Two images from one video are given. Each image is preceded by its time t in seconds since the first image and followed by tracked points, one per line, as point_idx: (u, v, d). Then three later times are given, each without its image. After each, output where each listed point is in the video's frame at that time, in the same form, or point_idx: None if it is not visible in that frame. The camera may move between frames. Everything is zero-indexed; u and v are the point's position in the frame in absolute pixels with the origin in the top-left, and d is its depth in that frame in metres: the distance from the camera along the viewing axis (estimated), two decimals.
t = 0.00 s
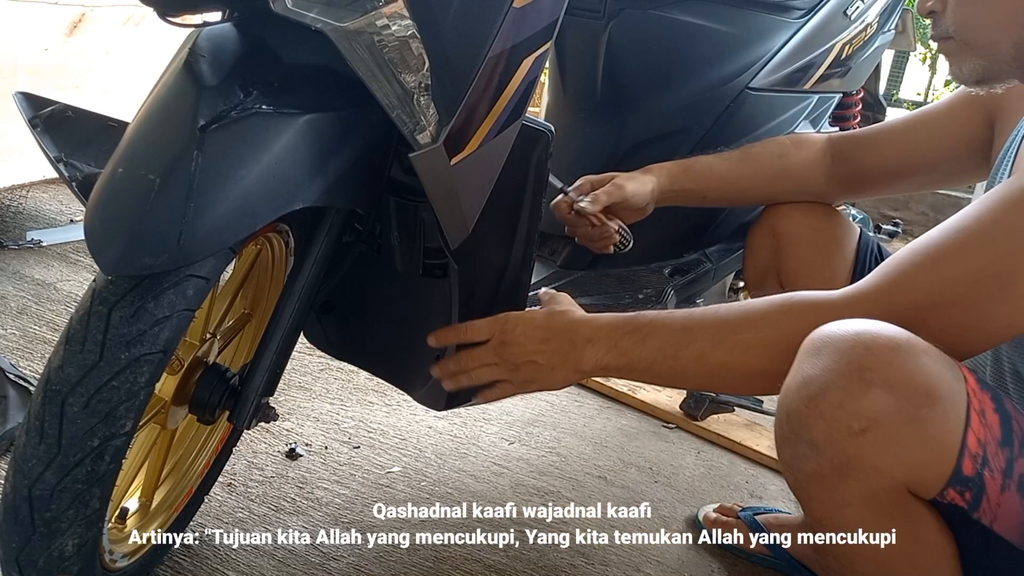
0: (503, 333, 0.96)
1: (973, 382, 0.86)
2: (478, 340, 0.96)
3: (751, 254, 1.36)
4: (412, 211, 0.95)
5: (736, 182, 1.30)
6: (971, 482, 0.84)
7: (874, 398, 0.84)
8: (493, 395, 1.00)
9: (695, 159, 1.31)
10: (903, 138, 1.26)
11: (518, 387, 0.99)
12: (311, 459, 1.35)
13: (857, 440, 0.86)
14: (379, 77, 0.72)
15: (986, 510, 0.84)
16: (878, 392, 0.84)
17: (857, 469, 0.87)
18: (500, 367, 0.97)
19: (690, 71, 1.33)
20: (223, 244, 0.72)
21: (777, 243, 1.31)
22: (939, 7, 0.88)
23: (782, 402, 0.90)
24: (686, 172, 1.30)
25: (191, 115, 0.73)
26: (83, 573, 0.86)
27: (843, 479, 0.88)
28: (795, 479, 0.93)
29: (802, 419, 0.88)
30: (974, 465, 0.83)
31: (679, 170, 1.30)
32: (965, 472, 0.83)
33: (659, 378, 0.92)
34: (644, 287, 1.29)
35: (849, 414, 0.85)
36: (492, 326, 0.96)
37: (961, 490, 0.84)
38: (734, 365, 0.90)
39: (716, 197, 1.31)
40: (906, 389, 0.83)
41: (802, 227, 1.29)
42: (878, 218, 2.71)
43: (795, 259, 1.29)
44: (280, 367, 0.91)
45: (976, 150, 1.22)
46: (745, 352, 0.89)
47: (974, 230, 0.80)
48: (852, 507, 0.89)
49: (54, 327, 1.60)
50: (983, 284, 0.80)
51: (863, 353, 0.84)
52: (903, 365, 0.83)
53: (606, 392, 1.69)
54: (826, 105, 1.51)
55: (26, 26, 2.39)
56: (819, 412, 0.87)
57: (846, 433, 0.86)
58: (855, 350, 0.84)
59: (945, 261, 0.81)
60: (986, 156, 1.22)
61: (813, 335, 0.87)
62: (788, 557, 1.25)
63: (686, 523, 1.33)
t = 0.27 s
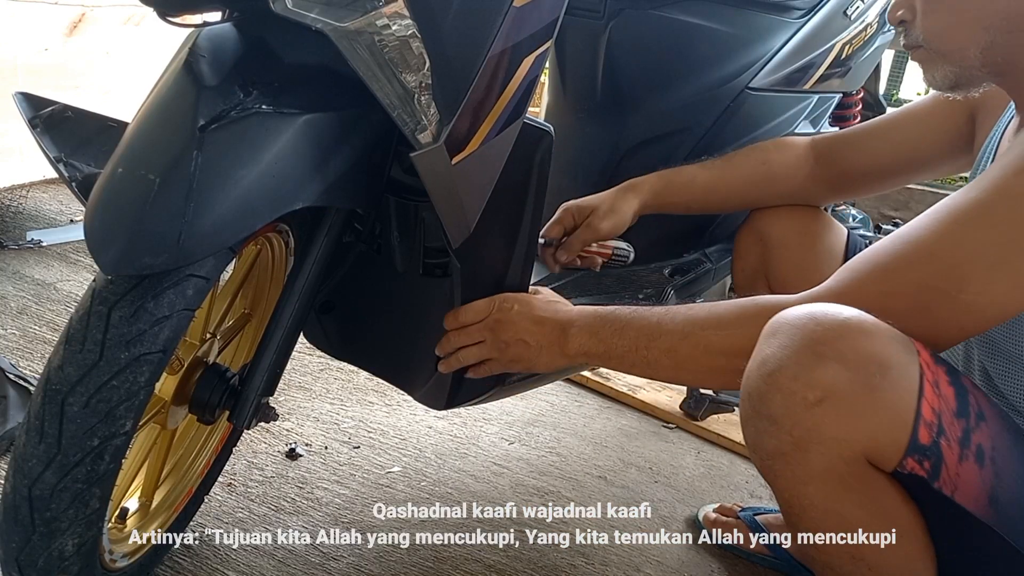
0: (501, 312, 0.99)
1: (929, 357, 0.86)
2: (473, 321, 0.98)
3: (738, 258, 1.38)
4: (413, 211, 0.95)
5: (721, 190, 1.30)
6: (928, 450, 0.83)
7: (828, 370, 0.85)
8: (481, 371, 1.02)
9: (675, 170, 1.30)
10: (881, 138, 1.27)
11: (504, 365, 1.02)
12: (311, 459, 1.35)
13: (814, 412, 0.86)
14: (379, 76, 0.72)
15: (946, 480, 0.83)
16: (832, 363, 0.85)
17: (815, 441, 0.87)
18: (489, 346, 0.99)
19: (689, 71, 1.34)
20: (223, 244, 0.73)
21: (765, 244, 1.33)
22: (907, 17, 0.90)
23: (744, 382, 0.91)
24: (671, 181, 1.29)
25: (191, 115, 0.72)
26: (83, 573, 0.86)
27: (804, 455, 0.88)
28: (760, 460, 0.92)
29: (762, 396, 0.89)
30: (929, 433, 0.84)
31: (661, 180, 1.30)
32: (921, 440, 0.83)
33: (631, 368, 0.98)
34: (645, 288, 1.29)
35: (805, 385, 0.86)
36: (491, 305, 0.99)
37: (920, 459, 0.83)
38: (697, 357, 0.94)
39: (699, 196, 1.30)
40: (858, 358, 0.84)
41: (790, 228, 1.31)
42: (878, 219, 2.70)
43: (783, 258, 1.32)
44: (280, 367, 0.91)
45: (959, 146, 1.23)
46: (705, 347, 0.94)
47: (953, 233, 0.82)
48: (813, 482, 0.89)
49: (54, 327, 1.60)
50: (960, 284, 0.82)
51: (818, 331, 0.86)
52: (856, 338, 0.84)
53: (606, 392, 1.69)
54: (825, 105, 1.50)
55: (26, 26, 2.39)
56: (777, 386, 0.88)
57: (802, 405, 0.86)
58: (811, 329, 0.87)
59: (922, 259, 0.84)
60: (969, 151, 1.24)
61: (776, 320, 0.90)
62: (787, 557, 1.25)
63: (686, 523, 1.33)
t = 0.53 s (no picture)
0: (502, 310, 0.99)
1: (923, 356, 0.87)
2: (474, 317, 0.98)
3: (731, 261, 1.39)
4: (413, 211, 0.95)
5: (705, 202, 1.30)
6: (929, 451, 0.83)
7: (828, 373, 0.85)
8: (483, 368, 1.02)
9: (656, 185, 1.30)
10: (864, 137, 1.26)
11: (504, 363, 1.02)
12: (311, 459, 1.35)
13: (815, 416, 0.86)
14: (380, 76, 0.72)
15: (947, 480, 0.84)
16: (831, 366, 0.85)
17: (817, 444, 0.86)
18: (488, 344, 0.98)
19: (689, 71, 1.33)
20: (223, 243, 0.73)
21: (754, 247, 1.34)
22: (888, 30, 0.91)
23: (742, 388, 0.91)
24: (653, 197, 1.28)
25: (191, 114, 0.72)
26: (83, 573, 0.86)
27: (806, 458, 0.87)
28: (761, 466, 0.92)
29: (761, 401, 0.89)
30: (930, 433, 0.84)
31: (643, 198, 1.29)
32: (922, 441, 0.83)
33: (630, 367, 0.98)
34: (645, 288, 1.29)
35: (804, 389, 0.86)
36: (493, 303, 0.99)
37: (921, 459, 0.83)
38: (696, 358, 0.94)
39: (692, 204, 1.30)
40: (857, 360, 0.84)
41: (778, 233, 1.32)
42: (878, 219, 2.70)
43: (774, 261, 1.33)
44: (280, 367, 0.91)
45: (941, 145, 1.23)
46: (703, 348, 0.94)
47: (942, 236, 0.82)
48: (816, 486, 0.88)
49: (54, 327, 1.60)
50: (951, 285, 0.82)
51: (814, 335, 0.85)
52: (855, 340, 0.84)
53: (606, 392, 1.69)
54: (826, 105, 1.50)
55: (26, 26, 2.39)
56: (776, 390, 0.87)
57: (804, 409, 0.86)
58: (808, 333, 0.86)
59: (911, 262, 0.84)
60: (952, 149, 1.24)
61: (771, 325, 0.89)
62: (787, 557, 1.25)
63: (686, 523, 1.33)
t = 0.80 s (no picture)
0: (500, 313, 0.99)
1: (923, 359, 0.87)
2: (472, 318, 0.98)
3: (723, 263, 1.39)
4: (413, 211, 0.95)
5: (694, 212, 1.29)
6: (933, 457, 0.84)
7: (831, 381, 0.85)
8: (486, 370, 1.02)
9: (638, 199, 1.29)
10: (859, 139, 1.29)
11: (499, 368, 1.02)
12: (311, 459, 1.35)
13: (820, 425, 0.86)
14: (380, 76, 0.72)
15: (951, 485, 0.84)
16: (835, 374, 0.85)
17: (822, 453, 0.86)
18: (486, 347, 0.98)
19: (689, 71, 1.33)
20: (223, 243, 0.72)
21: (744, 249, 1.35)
22: (875, 33, 0.93)
23: (743, 398, 0.90)
24: (637, 213, 1.28)
25: (191, 114, 0.73)
26: (83, 572, 0.86)
27: (811, 466, 0.87)
28: (766, 476, 0.91)
29: (765, 411, 0.89)
30: (934, 439, 0.84)
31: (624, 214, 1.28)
32: (926, 447, 0.84)
33: (630, 374, 0.97)
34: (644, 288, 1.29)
35: (808, 397, 0.86)
36: (491, 306, 0.99)
37: (926, 465, 0.84)
38: (696, 364, 0.94)
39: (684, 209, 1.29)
40: (859, 367, 0.84)
41: (765, 237, 1.32)
42: (878, 219, 2.70)
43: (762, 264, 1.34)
44: (280, 367, 0.91)
45: (928, 146, 1.28)
46: (702, 355, 0.94)
47: (937, 234, 0.82)
48: (821, 494, 0.88)
49: (54, 327, 1.60)
50: (948, 283, 0.82)
51: (814, 343, 0.85)
52: (858, 347, 0.84)
53: (606, 392, 1.69)
54: (825, 105, 1.50)
55: (26, 26, 2.39)
56: (779, 399, 0.87)
57: (807, 419, 0.86)
58: (807, 341, 0.86)
59: (908, 261, 0.83)
60: (937, 149, 1.28)
61: (771, 332, 0.89)
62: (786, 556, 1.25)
63: (686, 523, 1.33)
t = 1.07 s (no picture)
0: (492, 313, 0.98)
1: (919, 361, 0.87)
2: (468, 318, 0.98)
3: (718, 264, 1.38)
4: (413, 210, 0.95)
5: (692, 216, 1.29)
6: (927, 456, 0.84)
7: (825, 380, 0.85)
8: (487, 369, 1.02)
9: (638, 203, 1.29)
10: (856, 141, 1.28)
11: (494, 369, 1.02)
12: (311, 459, 1.35)
13: (813, 423, 0.86)
14: (380, 76, 0.72)
15: (945, 484, 0.85)
16: (829, 374, 0.85)
17: (816, 451, 0.86)
18: (481, 347, 0.98)
19: (689, 71, 1.33)
20: (223, 243, 0.72)
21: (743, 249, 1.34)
22: (873, 36, 0.93)
23: (739, 396, 0.91)
24: (637, 219, 1.28)
25: (191, 115, 0.73)
26: (83, 573, 0.86)
27: (805, 464, 0.87)
28: (761, 473, 0.91)
29: (759, 409, 0.89)
30: (927, 438, 0.84)
31: (625, 219, 1.29)
32: (920, 446, 0.84)
33: (626, 377, 0.97)
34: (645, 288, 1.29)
35: (801, 397, 0.86)
36: (485, 305, 0.98)
37: (920, 464, 0.84)
38: (692, 365, 0.94)
39: (684, 210, 1.29)
40: (853, 368, 0.84)
41: (765, 239, 1.32)
42: (878, 219, 2.70)
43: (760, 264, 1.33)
44: (280, 367, 0.91)
45: (927, 147, 1.26)
46: (699, 356, 0.94)
47: (934, 233, 0.82)
48: (817, 491, 0.88)
49: (54, 327, 1.60)
50: (945, 282, 0.82)
51: (807, 342, 0.86)
52: (851, 347, 0.84)
53: (606, 392, 1.69)
54: (825, 105, 1.51)
55: (26, 26, 2.39)
56: (773, 397, 0.88)
57: (800, 417, 0.86)
58: (801, 340, 0.86)
59: (906, 260, 0.83)
60: (937, 149, 1.27)
61: (765, 331, 0.89)
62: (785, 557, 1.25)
63: (686, 523, 1.33)
